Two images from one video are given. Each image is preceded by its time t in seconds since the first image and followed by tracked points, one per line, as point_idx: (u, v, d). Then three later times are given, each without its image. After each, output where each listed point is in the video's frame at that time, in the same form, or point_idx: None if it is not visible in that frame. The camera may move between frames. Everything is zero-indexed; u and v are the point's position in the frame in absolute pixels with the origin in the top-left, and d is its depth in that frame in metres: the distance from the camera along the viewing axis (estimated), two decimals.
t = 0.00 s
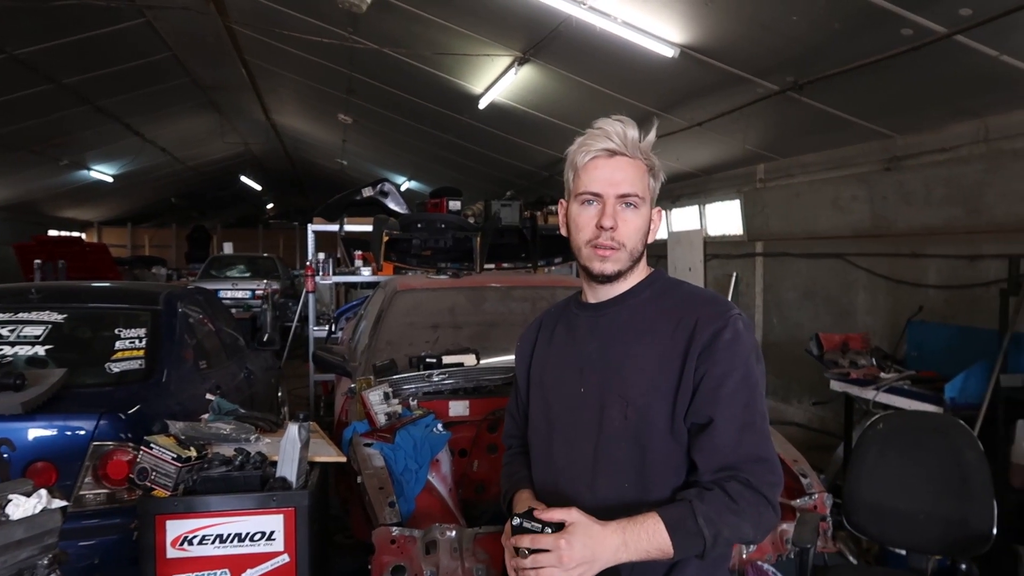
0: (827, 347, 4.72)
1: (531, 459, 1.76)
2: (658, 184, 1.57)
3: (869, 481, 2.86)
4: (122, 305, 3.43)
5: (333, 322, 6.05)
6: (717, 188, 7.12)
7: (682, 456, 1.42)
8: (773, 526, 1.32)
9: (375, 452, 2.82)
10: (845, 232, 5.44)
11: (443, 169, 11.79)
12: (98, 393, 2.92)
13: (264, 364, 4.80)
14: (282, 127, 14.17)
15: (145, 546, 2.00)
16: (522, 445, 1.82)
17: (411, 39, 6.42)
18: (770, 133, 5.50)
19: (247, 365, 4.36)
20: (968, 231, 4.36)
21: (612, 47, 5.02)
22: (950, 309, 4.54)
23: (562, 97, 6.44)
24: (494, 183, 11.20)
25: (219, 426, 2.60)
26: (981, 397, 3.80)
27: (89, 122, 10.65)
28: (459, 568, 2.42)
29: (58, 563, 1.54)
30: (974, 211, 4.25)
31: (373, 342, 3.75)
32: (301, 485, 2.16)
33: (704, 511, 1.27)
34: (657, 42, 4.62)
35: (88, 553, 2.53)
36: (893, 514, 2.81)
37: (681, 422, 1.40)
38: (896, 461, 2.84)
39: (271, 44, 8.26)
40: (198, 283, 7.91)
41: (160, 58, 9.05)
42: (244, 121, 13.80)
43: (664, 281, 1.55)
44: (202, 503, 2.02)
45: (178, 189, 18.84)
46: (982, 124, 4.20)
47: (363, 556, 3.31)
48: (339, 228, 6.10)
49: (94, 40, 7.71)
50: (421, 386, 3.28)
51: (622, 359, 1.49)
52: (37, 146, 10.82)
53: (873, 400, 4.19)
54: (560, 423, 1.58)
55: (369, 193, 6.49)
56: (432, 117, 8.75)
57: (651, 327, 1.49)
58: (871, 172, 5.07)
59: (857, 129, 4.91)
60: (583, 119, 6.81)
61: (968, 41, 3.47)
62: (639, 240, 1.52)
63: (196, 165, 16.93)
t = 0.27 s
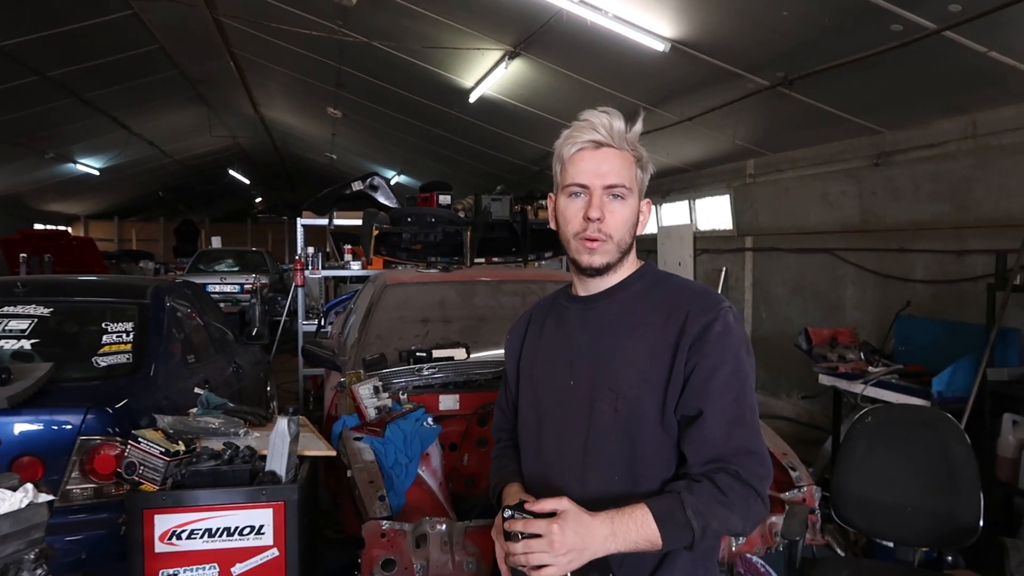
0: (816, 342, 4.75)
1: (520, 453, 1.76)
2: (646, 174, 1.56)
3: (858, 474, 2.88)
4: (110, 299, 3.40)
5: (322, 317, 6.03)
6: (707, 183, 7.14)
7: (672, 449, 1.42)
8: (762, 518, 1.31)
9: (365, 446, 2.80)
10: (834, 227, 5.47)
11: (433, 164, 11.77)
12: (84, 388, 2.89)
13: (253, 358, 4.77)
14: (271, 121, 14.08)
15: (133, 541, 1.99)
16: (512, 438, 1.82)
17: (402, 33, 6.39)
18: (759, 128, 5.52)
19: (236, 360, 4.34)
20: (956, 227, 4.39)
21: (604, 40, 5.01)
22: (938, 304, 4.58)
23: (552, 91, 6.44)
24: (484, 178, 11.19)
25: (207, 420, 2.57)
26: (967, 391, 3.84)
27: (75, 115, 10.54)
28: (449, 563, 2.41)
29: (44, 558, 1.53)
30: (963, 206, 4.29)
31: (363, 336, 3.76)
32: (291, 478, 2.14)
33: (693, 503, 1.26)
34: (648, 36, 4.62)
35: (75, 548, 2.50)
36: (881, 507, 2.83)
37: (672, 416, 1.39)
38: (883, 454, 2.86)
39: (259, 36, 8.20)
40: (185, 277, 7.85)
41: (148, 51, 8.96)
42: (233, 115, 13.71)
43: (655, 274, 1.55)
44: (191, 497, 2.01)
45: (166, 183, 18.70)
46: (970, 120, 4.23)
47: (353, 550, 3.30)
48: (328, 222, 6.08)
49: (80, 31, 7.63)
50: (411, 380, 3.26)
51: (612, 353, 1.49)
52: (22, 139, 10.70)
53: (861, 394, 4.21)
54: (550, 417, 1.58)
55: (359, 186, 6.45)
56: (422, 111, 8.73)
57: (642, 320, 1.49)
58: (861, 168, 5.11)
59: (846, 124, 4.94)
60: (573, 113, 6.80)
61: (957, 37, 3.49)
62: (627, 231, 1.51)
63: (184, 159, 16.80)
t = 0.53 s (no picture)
0: (802, 331, 4.79)
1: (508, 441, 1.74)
2: (611, 158, 1.46)
3: (847, 462, 2.88)
4: (94, 290, 3.36)
5: (310, 308, 6.00)
6: (695, 173, 7.16)
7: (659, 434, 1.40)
8: (747, 499, 1.28)
9: (353, 437, 2.78)
10: (821, 216, 5.49)
11: (421, 155, 11.72)
12: (69, 379, 2.86)
13: (240, 349, 4.75)
14: (256, 111, 13.97)
15: (119, 534, 1.97)
16: (500, 427, 1.80)
17: (388, 22, 6.34)
18: (746, 117, 5.53)
19: (223, 351, 4.31)
20: (941, 216, 4.42)
21: (591, 29, 5.00)
22: (923, 293, 4.62)
23: (540, 81, 6.42)
24: (472, 168, 11.16)
25: (194, 411, 2.56)
26: (952, 378, 3.88)
27: (57, 105, 10.40)
28: (439, 552, 2.42)
29: (28, 551, 1.51)
30: (947, 195, 4.32)
31: (351, 327, 3.74)
32: (279, 469, 2.14)
33: (674, 465, 1.23)
34: (635, 24, 4.61)
35: (61, 541, 2.49)
36: (867, 494, 2.84)
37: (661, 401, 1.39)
38: (872, 441, 2.86)
39: (244, 25, 8.12)
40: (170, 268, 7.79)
41: (131, 40, 8.85)
42: (218, 104, 13.58)
43: (646, 264, 1.54)
44: (178, 489, 1.99)
45: (151, 174, 18.52)
46: (955, 110, 4.25)
47: (342, 541, 3.30)
48: (315, 212, 6.04)
49: (61, 20, 7.52)
50: (399, 370, 3.25)
51: (601, 339, 1.48)
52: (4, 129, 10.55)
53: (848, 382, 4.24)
54: (539, 404, 1.57)
55: (346, 177, 6.42)
56: (409, 101, 8.68)
57: (630, 306, 1.48)
58: (847, 157, 5.13)
59: (833, 114, 4.95)
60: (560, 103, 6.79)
61: (943, 26, 3.50)
62: (581, 224, 1.45)
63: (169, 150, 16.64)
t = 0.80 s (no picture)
0: (793, 321, 4.81)
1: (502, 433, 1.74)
2: (595, 150, 1.44)
3: (836, 452, 2.90)
4: (81, 280, 3.32)
5: (300, 298, 5.97)
6: (686, 163, 7.15)
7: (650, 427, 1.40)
8: (741, 483, 1.27)
9: (344, 428, 2.79)
10: (812, 206, 5.51)
11: (412, 144, 11.67)
12: (56, 370, 2.83)
13: (230, 340, 4.72)
14: (245, 100, 13.85)
15: (108, 526, 1.95)
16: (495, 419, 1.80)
17: (378, 9, 6.28)
18: (737, 107, 5.52)
19: (212, 341, 4.29)
20: (932, 207, 4.43)
21: (582, 17, 4.96)
22: (913, 283, 4.64)
23: (530, 69, 6.39)
24: (463, 158, 11.11)
25: (183, 402, 2.53)
26: (942, 368, 3.90)
27: (43, 93, 10.27)
28: (429, 543, 2.40)
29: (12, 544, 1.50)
30: (938, 185, 4.33)
31: (341, 318, 3.71)
32: (269, 460, 2.13)
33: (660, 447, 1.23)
34: (627, 12, 4.58)
35: (49, 533, 2.46)
36: (857, 484, 2.86)
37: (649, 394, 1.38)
38: (862, 432, 2.88)
39: (232, 11, 8.02)
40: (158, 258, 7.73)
41: (118, 27, 8.74)
42: (206, 92, 13.44)
43: (637, 254, 1.53)
44: (167, 480, 1.97)
45: (139, 163, 18.35)
46: (946, 100, 4.25)
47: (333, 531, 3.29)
48: (305, 202, 6.00)
49: (46, 6, 7.41)
50: (390, 361, 3.27)
51: (590, 333, 1.47)
52: None
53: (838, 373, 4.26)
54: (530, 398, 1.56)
55: (336, 165, 6.39)
56: (399, 89, 8.62)
57: (619, 300, 1.47)
58: (839, 148, 5.13)
59: (824, 103, 4.95)
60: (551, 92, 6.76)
61: (936, 15, 3.49)
62: (564, 218, 1.44)
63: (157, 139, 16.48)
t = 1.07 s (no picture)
0: (781, 319, 4.84)
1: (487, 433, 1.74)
2: (588, 147, 1.44)
3: (823, 449, 2.92)
4: (67, 280, 3.30)
5: (288, 297, 5.95)
6: (675, 161, 7.17)
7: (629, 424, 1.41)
8: (714, 482, 1.28)
9: (332, 427, 2.76)
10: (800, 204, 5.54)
11: (402, 143, 11.65)
12: (41, 369, 2.81)
13: (217, 339, 4.70)
14: (233, 98, 13.77)
15: (94, 527, 1.94)
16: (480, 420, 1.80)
17: (366, 7, 6.25)
18: (725, 106, 5.54)
19: (200, 341, 4.27)
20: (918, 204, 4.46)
21: (571, 16, 4.96)
22: (899, 280, 4.67)
23: (519, 68, 6.39)
24: (453, 156, 11.10)
25: (170, 402, 2.51)
26: (928, 364, 3.93)
27: (28, 90, 10.16)
28: (418, 543, 2.40)
29: None
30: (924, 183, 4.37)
31: (329, 317, 3.71)
32: (257, 461, 2.11)
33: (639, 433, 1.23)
34: (615, 11, 4.57)
35: (34, 535, 2.45)
36: (844, 480, 2.88)
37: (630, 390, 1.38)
38: (848, 428, 2.90)
39: (219, 9, 7.97)
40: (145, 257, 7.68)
41: (104, 24, 8.66)
42: (193, 90, 13.35)
43: (623, 252, 1.53)
44: (154, 482, 1.96)
45: (127, 161, 18.21)
46: (933, 98, 4.28)
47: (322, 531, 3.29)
48: (293, 201, 5.98)
49: (30, 3, 7.34)
50: (379, 360, 3.26)
51: (574, 328, 1.48)
52: None
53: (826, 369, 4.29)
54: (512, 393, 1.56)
55: (325, 164, 6.37)
56: (387, 87, 8.60)
57: (604, 295, 1.47)
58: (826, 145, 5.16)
59: (812, 101, 4.97)
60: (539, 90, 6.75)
61: (921, 14, 3.51)
62: (559, 214, 1.43)
63: (144, 137, 16.35)
